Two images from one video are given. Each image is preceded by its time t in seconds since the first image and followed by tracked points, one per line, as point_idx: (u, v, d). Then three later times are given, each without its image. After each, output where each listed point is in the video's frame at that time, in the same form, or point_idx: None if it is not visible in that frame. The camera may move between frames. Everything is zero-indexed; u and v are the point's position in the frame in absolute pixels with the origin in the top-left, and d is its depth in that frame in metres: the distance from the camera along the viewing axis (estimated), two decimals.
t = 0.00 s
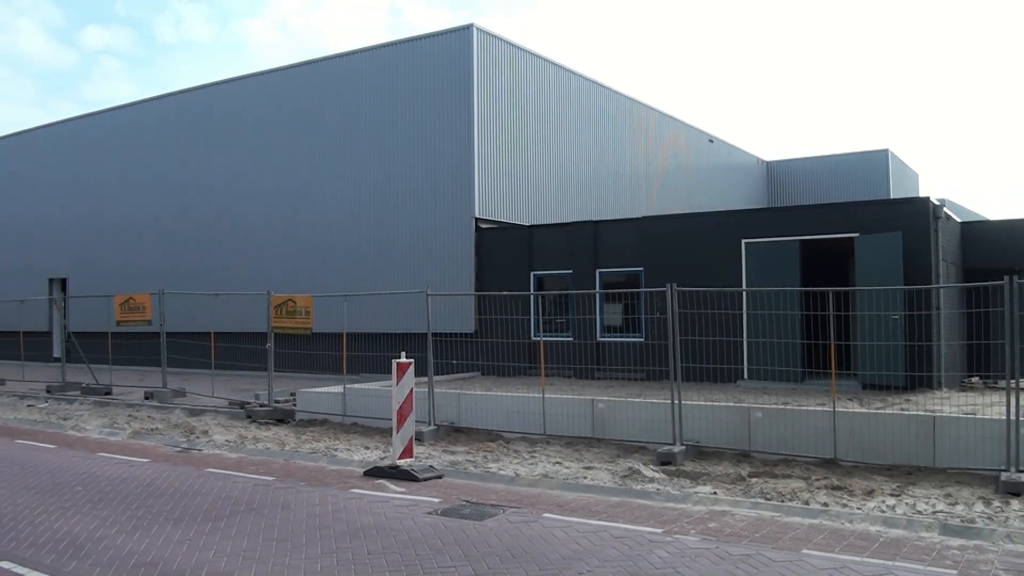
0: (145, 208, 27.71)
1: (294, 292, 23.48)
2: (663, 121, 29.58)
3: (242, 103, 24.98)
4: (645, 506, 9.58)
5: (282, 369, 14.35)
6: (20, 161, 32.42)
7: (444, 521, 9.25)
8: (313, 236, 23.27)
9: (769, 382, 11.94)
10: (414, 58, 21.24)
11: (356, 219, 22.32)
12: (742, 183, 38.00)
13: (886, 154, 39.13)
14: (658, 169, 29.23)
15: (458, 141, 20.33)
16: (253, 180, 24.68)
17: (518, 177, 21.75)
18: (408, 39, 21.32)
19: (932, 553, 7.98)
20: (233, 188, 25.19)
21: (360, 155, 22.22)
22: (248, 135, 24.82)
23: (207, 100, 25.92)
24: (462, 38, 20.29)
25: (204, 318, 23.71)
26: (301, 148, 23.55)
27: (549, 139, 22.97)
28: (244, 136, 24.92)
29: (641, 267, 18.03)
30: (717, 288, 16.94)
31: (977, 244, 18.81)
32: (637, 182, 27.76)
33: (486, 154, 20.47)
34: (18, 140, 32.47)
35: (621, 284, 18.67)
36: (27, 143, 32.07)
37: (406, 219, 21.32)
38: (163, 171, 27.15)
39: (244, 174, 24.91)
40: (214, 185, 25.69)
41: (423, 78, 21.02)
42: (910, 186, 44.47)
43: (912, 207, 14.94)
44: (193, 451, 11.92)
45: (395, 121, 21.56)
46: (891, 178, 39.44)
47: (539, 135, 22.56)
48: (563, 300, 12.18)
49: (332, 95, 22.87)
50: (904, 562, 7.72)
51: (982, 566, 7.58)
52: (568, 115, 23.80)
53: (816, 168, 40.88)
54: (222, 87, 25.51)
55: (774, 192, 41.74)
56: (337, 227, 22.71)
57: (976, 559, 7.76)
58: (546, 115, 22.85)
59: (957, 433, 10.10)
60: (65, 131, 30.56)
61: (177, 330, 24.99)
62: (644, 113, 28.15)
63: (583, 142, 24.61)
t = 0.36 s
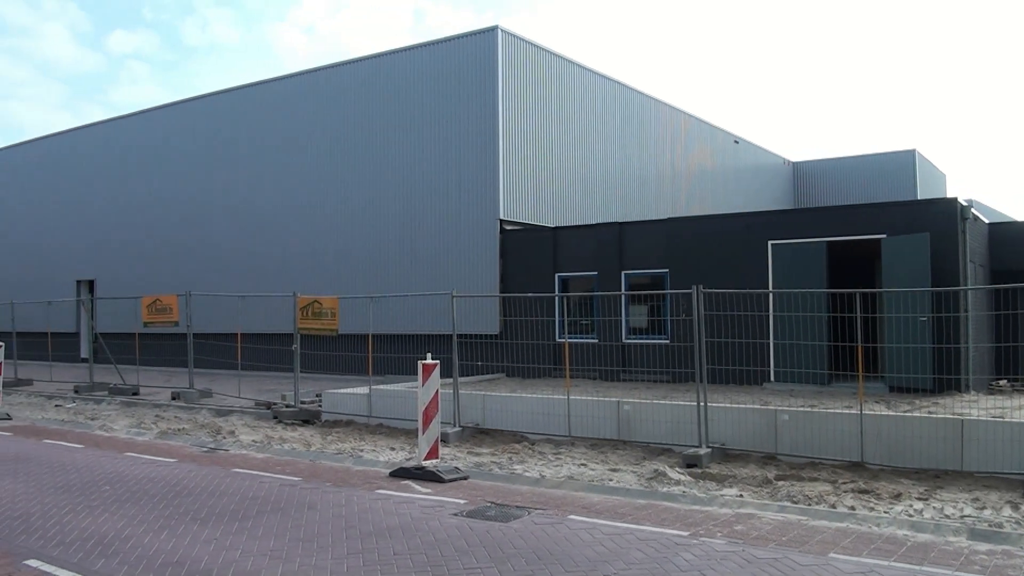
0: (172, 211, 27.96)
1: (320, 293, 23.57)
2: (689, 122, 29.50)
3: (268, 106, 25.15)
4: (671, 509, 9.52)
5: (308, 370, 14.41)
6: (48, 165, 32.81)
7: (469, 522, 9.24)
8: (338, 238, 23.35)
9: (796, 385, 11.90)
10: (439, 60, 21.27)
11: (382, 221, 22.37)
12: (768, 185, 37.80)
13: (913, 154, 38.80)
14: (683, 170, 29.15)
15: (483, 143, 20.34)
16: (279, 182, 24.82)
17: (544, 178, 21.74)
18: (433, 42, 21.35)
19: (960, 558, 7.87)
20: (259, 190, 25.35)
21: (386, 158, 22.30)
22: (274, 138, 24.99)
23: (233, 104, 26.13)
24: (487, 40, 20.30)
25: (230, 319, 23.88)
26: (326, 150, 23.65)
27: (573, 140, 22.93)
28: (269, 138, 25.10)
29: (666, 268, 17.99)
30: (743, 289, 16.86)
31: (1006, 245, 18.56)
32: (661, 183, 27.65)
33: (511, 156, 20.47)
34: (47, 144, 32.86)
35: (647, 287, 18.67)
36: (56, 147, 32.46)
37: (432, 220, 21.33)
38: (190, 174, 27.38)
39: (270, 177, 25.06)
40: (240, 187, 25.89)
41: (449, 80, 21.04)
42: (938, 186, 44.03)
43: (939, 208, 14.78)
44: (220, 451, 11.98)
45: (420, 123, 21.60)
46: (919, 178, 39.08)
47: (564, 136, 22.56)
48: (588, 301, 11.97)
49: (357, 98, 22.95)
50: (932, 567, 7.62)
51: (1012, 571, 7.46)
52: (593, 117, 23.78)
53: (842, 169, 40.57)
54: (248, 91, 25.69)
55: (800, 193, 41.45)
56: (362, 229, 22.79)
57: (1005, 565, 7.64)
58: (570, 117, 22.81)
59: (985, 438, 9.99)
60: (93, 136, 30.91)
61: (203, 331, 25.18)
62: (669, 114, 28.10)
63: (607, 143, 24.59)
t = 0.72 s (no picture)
0: (198, 212, 28.21)
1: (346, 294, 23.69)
2: (714, 121, 29.39)
3: (293, 108, 25.33)
4: (698, 510, 9.46)
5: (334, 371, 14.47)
6: (75, 167, 33.23)
7: (495, 523, 9.23)
8: (363, 239, 23.46)
9: (825, 386, 11.85)
10: (464, 61, 21.30)
11: (407, 223, 22.44)
12: (795, 185, 37.58)
13: (941, 152, 38.45)
14: (709, 171, 29.04)
15: (508, 144, 20.34)
16: (304, 183, 24.98)
17: (570, 179, 21.74)
18: (459, 43, 21.38)
19: (991, 562, 7.76)
20: (285, 191, 25.52)
21: (411, 159, 22.37)
22: (299, 140, 25.15)
23: (259, 106, 26.32)
24: (512, 41, 20.31)
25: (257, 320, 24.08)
26: (351, 152, 23.77)
27: (598, 140, 22.90)
28: (295, 140, 25.27)
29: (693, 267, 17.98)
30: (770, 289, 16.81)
31: None
32: (687, 182, 27.57)
33: (536, 157, 20.45)
34: (75, 147, 33.27)
35: (674, 287, 18.62)
36: (84, 150, 32.84)
37: (458, 221, 21.35)
38: (216, 176, 27.62)
39: (295, 178, 25.22)
40: (265, 189, 26.09)
41: (474, 81, 21.07)
42: (966, 185, 43.61)
43: (967, 207, 14.69)
44: (248, 450, 12.04)
45: (445, 124, 21.65)
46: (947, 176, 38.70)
47: (589, 137, 22.55)
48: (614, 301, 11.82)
49: (383, 99, 23.04)
50: (962, 571, 7.52)
51: None
52: (618, 117, 23.75)
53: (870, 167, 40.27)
54: (274, 92, 25.88)
55: (827, 191, 41.16)
56: (387, 229, 22.90)
57: None
58: (595, 116, 22.77)
59: (1015, 440, 9.86)
60: (120, 139, 31.25)
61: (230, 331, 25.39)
62: (695, 113, 28.00)
63: (633, 144, 24.56)
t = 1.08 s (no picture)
0: (221, 212, 28.43)
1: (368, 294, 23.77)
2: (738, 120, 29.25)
3: (316, 108, 25.47)
4: (723, 511, 9.41)
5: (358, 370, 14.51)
6: (99, 168, 33.59)
7: (519, 523, 9.22)
8: (385, 238, 23.53)
9: (850, 387, 11.78)
10: (487, 61, 21.32)
11: (429, 222, 22.49)
12: (820, 183, 37.33)
13: (967, 149, 38.05)
14: (732, 169, 28.91)
15: (531, 143, 20.34)
16: (326, 183, 25.10)
17: (593, 178, 21.71)
18: (483, 42, 21.40)
19: (1020, 566, 7.65)
20: (308, 191, 25.67)
21: (433, 159, 22.42)
22: (321, 140, 25.27)
23: (283, 107, 26.48)
24: (535, 40, 20.30)
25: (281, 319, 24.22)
26: (374, 152, 23.87)
27: (621, 139, 22.87)
28: (317, 140, 25.41)
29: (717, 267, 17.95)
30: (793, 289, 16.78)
31: None
32: (710, 182, 27.48)
33: (559, 156, 20.43)
34: (100, 148, 33.63)
35: (698, 286, 18.59)
36: (109, 151, 33.20)
37: (481, 221, 21.36)
38: (238, 177, 27.84)
39: (318, 178, 25.36)
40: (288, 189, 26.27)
41: (497, 81, 21.09)
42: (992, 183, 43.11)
43: (992, 205, 14.55)
44: (273, 449, 12.09)
45: (467, 124, 21.68)
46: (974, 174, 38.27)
47: (612, 136, 22.52)
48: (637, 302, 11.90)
49: (406, 99, 23.12)
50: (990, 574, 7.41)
51: None
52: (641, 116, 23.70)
53: (896, 166, 39.97)
54: (297, 93, 26.04)
55: (852, 190, 40.86)
56: (409, 229, 22.96)
57: None
58: (618, 116, 22.75)
59: None
60: (145, 140, 31.56)
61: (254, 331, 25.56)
62: (718, 111, 27.88)
63: (656, 143, 24.51)
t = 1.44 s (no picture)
0: (241, 211, 28.64)
1: (388, 292, 23.85)
2: (760, 117, 29.14)
3: (335, 108, 25.60)
4: (745, 510, 9.36)
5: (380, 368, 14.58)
6: (120, 169, 33.89)
7: (541, 522, 9.21)
8: (405, 237, 23.60)
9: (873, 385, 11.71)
10: (508, 59, 21.33)
11: (449, 221, 22.53)
12: (843, 180, 37.15)
13: (991, 145, 37.70)
14: (754, 166, 28.80)
15: (552, 141, 20.33)
16: (346, 182, 25.23)
17: (613, 177, 21.71)
18: (503, 41, 21.41)
19: None
20: (328, 190, 25.79)
21: (454, 157, 22.46)
22: (341, 140, 25.40)
23: (303, 106, 26.62)
24: (555, 38, 20.29)
25: (303, 318, 24.35)
26: (393, 151, 23.95)
27: (642, 137, 22.85)
28: (337, 140, 25.53)
29: (738, 266, 17.88)
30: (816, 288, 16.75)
31: None
32: (733, 179, 27.40)
33: (580, 154, 20.42)
34: (122, 149, 33.95)
35: (719, 284, 18.56)
36: (131, 152, 33.50)
37: (502, 219, 21.37)
38: (259, 176, 28.01)
39: (337, 177, 25.48)
40: (308, 188, 26.43)
41: (518, 79, 21.08)
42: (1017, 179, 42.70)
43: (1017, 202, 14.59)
44: (295, 447, 12.15)
45: (488, 122, 21.72)
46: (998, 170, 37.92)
47: (633, 134, 22.48)
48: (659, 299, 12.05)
49: (426, 98, 23.19)
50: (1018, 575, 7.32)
51: None
52: (662, 114, 23.68)
53: (920, 162, 39.69)
54: (317, 93, 26.18)
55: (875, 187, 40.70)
56: (429, 227, 23.00)
57: None
58: (639, 113, 22.74)
59: None
60: (166, 141, 31.84)
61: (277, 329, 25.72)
62: (741, 107, 27.79)
63: (678, 140, 24.48)
